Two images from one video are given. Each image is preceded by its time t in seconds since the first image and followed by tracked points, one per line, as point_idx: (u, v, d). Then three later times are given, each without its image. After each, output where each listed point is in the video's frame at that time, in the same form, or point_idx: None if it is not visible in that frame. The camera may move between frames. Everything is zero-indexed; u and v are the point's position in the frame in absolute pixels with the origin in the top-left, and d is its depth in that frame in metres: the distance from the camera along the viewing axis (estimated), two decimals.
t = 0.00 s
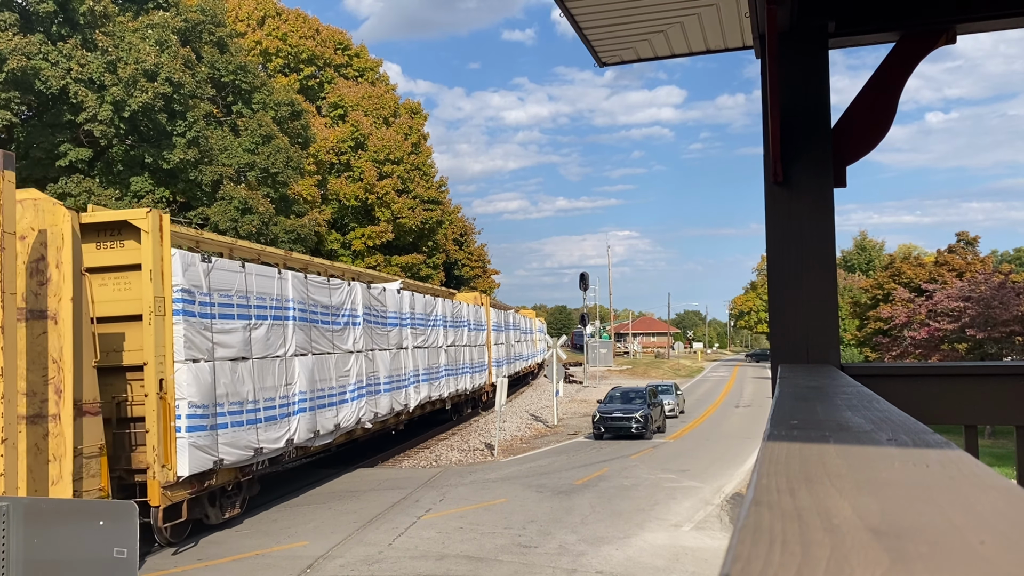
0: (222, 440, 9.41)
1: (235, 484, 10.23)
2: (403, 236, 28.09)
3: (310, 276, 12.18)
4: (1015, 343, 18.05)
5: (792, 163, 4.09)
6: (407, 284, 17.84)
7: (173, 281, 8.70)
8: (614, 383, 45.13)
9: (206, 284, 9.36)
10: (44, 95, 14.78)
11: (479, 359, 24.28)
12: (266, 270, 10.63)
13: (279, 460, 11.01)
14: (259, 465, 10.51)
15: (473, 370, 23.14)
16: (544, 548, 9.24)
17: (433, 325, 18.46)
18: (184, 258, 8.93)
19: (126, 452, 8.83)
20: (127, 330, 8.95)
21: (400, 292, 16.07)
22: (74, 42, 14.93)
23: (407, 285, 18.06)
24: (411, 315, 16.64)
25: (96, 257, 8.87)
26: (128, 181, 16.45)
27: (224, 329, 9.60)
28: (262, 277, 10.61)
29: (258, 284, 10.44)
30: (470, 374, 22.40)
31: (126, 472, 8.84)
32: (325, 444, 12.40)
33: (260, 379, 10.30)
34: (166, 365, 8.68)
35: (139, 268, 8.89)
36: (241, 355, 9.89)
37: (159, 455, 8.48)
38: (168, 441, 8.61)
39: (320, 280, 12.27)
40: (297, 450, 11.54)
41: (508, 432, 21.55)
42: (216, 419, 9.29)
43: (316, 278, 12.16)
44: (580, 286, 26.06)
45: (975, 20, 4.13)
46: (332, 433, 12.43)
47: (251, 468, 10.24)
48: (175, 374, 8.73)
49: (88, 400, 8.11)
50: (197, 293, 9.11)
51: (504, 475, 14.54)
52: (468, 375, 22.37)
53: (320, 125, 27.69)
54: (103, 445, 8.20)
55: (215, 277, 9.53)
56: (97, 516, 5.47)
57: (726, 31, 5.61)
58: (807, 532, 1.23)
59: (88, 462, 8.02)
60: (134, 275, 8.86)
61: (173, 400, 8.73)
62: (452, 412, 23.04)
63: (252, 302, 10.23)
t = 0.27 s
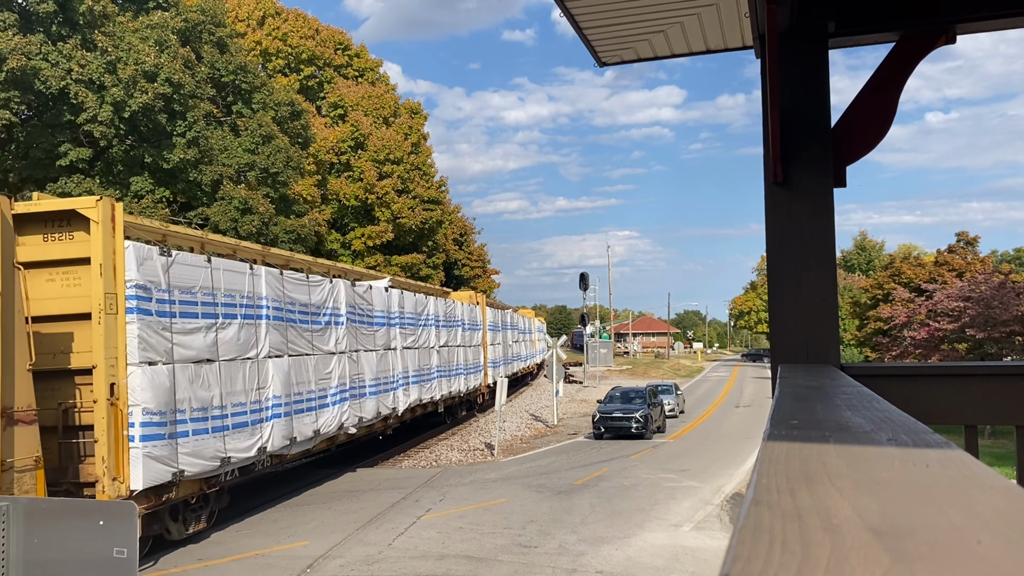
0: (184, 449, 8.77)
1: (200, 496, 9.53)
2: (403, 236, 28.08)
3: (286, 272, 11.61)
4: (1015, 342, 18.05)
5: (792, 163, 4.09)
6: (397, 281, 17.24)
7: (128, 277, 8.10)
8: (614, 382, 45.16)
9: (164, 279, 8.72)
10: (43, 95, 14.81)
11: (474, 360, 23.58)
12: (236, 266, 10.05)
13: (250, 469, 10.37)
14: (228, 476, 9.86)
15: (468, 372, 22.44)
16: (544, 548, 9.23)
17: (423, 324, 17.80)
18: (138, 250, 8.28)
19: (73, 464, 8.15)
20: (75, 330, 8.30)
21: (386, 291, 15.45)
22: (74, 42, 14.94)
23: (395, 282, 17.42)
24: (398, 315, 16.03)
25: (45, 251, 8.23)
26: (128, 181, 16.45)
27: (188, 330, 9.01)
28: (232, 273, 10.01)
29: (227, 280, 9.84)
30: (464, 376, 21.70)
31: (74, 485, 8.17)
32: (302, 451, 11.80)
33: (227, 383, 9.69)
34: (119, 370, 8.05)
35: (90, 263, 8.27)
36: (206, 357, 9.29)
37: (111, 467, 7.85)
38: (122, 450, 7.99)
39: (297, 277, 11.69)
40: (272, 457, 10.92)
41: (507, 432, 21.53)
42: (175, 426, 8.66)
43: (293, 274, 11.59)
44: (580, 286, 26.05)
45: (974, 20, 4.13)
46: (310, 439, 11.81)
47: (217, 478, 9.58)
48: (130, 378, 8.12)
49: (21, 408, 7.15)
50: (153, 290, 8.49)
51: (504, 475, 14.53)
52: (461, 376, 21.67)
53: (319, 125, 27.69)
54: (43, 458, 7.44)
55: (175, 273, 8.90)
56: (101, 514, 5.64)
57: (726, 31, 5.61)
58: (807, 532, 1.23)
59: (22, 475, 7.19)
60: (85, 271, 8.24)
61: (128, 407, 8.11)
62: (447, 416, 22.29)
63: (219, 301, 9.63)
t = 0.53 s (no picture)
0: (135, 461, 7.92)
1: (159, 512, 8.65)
2: (403, 236, 28.09)
3: (261, 268, 10.83)
4: (1014, 343, 18.07)
5: (792, 163, 4.09)
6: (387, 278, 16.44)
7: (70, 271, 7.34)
8: (614, 382, 45.20)
9: (115, 275, 7.94)
10: (43, 95, 14.83)
11: (471, 361, 22.76)
12: (202, 262, 9.29)
13: (217, 481, 9.55)
14: (192, 488, 9.02)
15: (464, 373, 21.58)
16: (544, 549, 9.24)
17: (417, 324, 16.95)
18: (84, 243, 7.54)
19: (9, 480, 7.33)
20: (12, 330, 7.57)
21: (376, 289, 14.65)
22: (74, 43, 14.96)
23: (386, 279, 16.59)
24: (389, 314, 15.21)
25: None
26: (128, 181, 16.45)
27: (145, 330, 8.24)
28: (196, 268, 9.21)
29: (191, 275, 9.06)
30: (459, 378, 20.83)
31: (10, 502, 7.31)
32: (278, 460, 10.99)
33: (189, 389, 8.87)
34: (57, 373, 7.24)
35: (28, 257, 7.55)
36: (167, 360, 8.51)
37: (49, 481, 7.05)
38: (62, 462, 7.20)
39: (274, 273, 10.93)
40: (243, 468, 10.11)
41: (507, 432, 21.53)
42: (126, 435, 7.83)
43: (269, 270, 10.83)
44: (580, 286, 26.05)
45: (974, 20, 4.13)
46: (287, 448, 11.00)
47: (178, 492, 8.71)
48: (73, 383, 7.33)
49: None
50: (102, 287, 7.68)
51: (504, 476, 14.53)
52: (457, 377, 20.81)
53: (319, 125, 27.72)
54: None
55: (128, 268, 8.11)
56: (103, 513, 4.87)
57: (726, 31, 5.61)
58: (807, 532, 1.23)
59: None
60: (21, 266, 7.53)
61: (70, 414, 7.30)
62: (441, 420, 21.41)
63: (180, 299, 8.86)
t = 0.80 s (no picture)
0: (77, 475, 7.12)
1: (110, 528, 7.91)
2: (403, 236, 28.08)
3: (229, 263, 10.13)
4: (1015, 343, 18.07)
5: (792, 163, 4.09)
6: (373, 274, 15.87)
7: None
8: (614, 382, 45.20)
9: (55, 269, 7.10)
10: (43, 94, 14.84)
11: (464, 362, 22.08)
12: (161, 255, 8.56)
13: (179, 493, 8.87)
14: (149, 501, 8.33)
15: (455, 375, 20.86)
16: (544, 548, 9.24)
17: (401, 324, 16.29)
18: (17, 233, 6.70)
19: None
20: None
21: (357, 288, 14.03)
22: (74, 43, 14.94)
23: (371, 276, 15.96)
24: (371, 314, 14.56)
25: None
26: (128, 181, 16.43)
27: (91, 329, 7.47)
28: (154, 262, 8.50)
29: (147, 269, 8.33)
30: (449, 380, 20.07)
31: None
32: (251, 470, 10.35)
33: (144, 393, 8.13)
34: None
35: None
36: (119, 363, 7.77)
37: None
38: None
39: (246, 269, 10.30)
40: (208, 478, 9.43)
41: (507, 432, 21.53)
42: (68, 446, 7.05)
43: (241, 266, 10.19)
44: (580, 286, 26.06)
45: (975, 20, 4.13)
46: (260, 456, 10.37)
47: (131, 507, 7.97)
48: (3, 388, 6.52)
49: None
50: (39, 281, 6.87)
51: (504, 476, 14.53)
52: (448, 379, 20.07)
53: (319, 125, 27.73)
54: None
55: (72, 260, 7.30)
56: (104, 512, 4.10)
57: (726, 31, 5.61)
58: (807, 531, 1.23)
59: None
60: None
61: None
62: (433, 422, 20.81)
63: (135, 297, 8.11)
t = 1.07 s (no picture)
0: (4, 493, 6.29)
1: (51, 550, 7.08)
2: (403, 236, 28.08)
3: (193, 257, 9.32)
4: (1015, 343, 18.07)
5: (792, 163, 4.09)
6: (358, 272, 15.17)
7: None
8: (614, 382, 45.22)
9: None
10: (43, 94, 14.85)
11: (458, 364, 21.27)
12: (111, 247, 7.72)
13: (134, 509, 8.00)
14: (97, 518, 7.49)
15: (449, 378, 19.98)
16: (544, 549, 9.23)
17: (387, 324, 15.41)
18: None
19: None
20: None
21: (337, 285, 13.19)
22: (74, 42, 14.94)
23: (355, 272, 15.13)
24: (353, 314, 13.70)
25: None
26: (128, 182, 16.43)
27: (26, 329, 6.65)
28: (102, 255, 7.66)
29: (94, 263, 7.50)
30: (441, 383, 19.13)
31: None
32: (219, 482, 9.48)
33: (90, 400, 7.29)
34: None
35: None
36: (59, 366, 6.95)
37: None
38: None
39: (213, 264, 9.50)
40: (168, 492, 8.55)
41: (507, 432, 21.52)
42: None
43: (207, 260, 9.39)
44: (580, 286, 26.06)
45: (975, 20, 4.13)
46: (229, 466, 9.52)
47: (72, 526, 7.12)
48: None
49: None
50: None
51: (504, 476, 14.52)
52: (440, 381, 19.17)
53: (319, 125, 27.75)
54: None
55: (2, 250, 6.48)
56: (104, 512, 4.10)
57: (726, 31, 5.61)
58: (806, 531, 1.23)
59: None
60: None
61: None
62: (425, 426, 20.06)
63: (78, 293, 7.28)
